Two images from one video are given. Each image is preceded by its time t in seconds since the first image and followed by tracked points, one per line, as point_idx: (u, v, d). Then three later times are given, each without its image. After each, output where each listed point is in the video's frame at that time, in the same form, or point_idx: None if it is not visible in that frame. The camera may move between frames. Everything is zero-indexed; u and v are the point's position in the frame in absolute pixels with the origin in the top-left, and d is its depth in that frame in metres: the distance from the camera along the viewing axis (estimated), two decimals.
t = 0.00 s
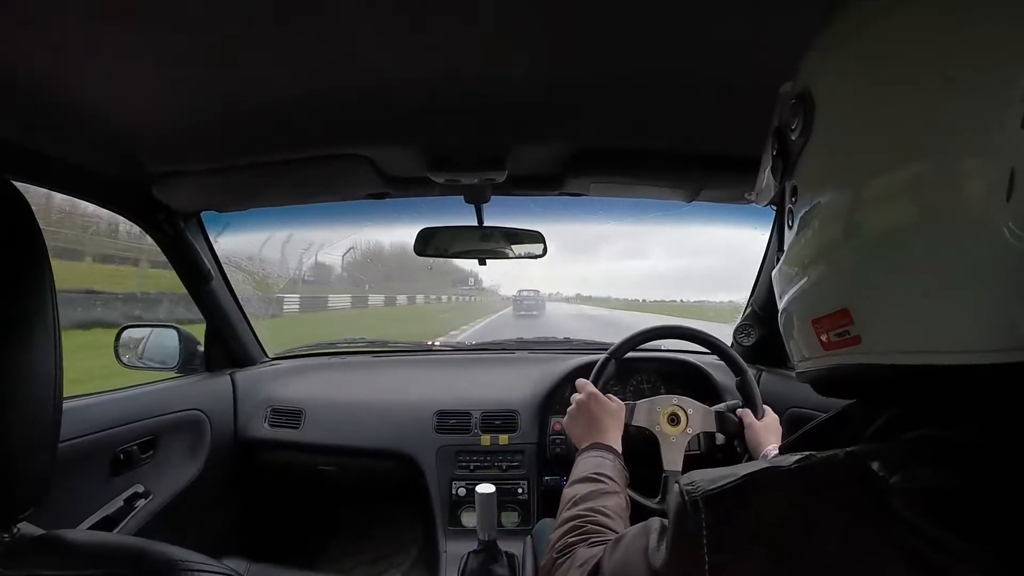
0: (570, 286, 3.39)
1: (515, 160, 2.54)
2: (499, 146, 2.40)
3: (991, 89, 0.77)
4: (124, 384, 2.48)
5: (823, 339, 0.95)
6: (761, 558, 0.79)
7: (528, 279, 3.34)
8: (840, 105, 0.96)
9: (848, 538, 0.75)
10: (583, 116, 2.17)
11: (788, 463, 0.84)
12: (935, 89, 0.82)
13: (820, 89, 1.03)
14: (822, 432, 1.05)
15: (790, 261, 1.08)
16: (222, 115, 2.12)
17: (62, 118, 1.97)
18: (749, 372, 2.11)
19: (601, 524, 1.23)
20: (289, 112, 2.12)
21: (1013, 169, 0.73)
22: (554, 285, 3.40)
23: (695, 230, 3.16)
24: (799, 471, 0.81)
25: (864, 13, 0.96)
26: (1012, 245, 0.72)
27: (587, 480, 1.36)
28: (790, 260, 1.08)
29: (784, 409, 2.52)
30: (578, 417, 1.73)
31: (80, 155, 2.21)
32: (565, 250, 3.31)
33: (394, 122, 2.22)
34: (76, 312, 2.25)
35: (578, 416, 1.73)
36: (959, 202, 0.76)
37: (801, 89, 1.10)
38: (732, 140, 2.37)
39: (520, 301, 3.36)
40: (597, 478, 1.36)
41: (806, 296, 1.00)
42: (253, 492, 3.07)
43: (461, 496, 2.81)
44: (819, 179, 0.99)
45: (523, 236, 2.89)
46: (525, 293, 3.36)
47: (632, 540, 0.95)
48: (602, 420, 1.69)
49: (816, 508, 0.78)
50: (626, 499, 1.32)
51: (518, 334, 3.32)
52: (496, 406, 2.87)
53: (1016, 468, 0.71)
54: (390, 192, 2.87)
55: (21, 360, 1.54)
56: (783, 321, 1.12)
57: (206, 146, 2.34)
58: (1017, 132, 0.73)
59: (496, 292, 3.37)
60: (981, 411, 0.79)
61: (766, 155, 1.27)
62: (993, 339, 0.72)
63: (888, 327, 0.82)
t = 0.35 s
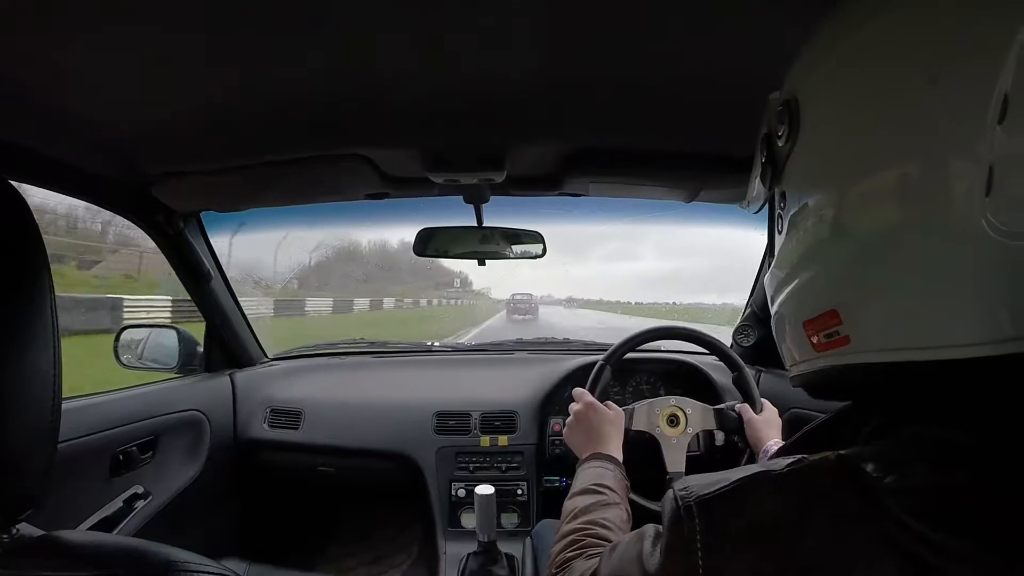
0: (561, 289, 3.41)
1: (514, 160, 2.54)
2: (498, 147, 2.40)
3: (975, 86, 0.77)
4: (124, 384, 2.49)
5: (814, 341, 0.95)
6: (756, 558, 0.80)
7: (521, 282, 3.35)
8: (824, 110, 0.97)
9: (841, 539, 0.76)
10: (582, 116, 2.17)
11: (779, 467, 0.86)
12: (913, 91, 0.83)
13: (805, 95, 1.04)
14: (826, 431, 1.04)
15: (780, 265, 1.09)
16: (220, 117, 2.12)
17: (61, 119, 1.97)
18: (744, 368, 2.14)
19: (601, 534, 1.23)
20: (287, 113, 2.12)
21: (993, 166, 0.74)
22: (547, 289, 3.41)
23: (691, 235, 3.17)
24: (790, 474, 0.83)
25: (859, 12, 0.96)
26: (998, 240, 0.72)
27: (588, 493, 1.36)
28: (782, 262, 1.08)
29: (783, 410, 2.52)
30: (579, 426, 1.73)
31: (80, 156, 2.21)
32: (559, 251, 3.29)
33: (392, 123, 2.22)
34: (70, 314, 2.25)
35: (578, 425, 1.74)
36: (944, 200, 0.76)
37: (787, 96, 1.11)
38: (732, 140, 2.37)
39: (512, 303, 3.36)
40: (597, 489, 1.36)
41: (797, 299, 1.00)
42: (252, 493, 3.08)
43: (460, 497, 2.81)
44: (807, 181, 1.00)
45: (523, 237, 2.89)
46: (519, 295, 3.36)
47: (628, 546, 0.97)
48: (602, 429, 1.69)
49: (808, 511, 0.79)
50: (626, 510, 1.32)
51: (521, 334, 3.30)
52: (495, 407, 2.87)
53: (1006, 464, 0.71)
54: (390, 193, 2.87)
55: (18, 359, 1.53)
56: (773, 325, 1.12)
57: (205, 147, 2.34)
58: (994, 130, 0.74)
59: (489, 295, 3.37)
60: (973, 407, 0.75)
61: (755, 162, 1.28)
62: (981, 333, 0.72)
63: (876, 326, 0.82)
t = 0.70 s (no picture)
0: (558, 291, 3.33)
1: (513, 161, 2.54)
2: (496, 148, 2.40)
3: (972, 106, 0.77)
4: (125, 387, 2.49)
5: (810, 351, 0.97)
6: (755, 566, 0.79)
7: (516, 283, 3.26)
8: (821, 118, 0.97)
9: (842, 548, 0.77)
10: (580, 117, 2.18)
11: (776, 475, 0.86)
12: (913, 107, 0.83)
13: (804, 99, 1.03)
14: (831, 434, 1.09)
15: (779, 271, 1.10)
16: (220, 119, 2.12)
17: (61, 122, 1.98)
18: (739, 361, 2.18)
19: (600, 548, 1.22)
20: (287, 115, 2.13)
21: (992, 192, 0.75)
22: (543, 290, 3.32)
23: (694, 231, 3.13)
24: (787, 482, 0.84)
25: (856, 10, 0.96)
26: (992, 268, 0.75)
27: (589, 504, 1.36)
28: (780, 269, 1.09)
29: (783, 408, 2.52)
30: (581, 436, 1.74)
31: (79, 158, 2.21)
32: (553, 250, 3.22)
33: (391, 125, 2.23)
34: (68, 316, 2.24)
35: (579, 435, 1.75)
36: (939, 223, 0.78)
37: (785, 100, 1.10)
38: (730, 140, 2.37)
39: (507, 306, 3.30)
40: (597, 501, 1.36)
41: (795, 307, 1.01)
42: (253, 494, 3.08)
43: (461, 498, 2.81)
44: (806, 189, 1.00)
45: (522, 237, 2.89)
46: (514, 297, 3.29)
47: (625, 555, 0.97)
48: (603, 436, 1.69)
49: (805, 519, 0.80)
50: (626, 522, 1.31)
51: (518, 335, 3.30)
52: (496, 408, 2.87)
53: (1000, 469, 0.74)
54: (389, 194, 2.88)
55: (19, 361, 1.53)
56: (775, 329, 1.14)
57: (205, 149, 2.35)
58: (994, 153, 0.75)
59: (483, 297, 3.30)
60: (972, 421, 0.78)
61: (754, 163, 1.28)
62: (978, 361, 0.75)
63: (873, 342, 0.84)
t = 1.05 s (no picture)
0: (558, 287, 3.37)
1: (512, 160, 2.54)
2: (496, 147, 2.40)
3: (982, 113, 0.77)
4: (124, 386, 2.49)
5: (809, 353, 0.98)
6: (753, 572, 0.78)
7: (516, 281, 3.30)
8: (824, 114, 0.96)
9: (836, 549, 0.76)
10: (579, 116, 2.18)
11: (773, 479, 0.84)
12: (927, 104, 0.81)
13: (807, 92, 1.01)
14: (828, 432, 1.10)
15: (775, 268, 1.10)
16: (218, 118, 2.12)
17: (59, 121, 1.97)
18: (736, 359, 2.18)
19: (597, 554, 1.22)
20: (286, 114, 2.12)
21: (1009, 197, 0.75)
22: (543, 287, 3.36)
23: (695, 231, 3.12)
24: (784, 486, 0.82)
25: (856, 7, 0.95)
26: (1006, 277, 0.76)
27: (586, 511, 1.36)
28: (777, 268, 1.09)
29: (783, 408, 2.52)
30: (577, 440, 1.73)
31: (78, 157, 2.21)
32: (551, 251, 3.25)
33: (391, 124, 2.22)
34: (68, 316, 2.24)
35: (576, 439, 1.74)
36: (943, 232, 0.78)
37: (785, 92, 1.09)
38: (730, 140, 2.37)
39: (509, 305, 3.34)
40: (594, 507, 1.36)
41: (794, 306, 1.01)
42: (252, 493, 3.08)
43: (460, 497, 2.81)
44: (806, 185, 0.99)
45: (522, 237, 2.88)
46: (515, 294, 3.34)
47: (622, 560, 0.96)
48: (600, 442, 1.69)
49: (802, 524, 0.79)
50: (623, 527, 1.32)
51: (519, 335, 3.30)
52: (495, 407, 2.87)
53: (1000, 476, 0.74)
54: (388, 194, 2.87)
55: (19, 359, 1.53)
56: (768, 326, 1.15)
57: (204, 148, 2.34)
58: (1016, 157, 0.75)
59: (482, 293, 3.34)
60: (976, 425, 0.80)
61: (749, 155, 1.27)
62: (984, 368, 0.77)
63: (878, 345, 0.84)
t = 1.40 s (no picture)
0: (557, 286, 3.37)
1: (512, 160, 2.54)
2: (496, 147, 2.40)
3: (965, 113, 0.77)
4: (123, 385, 2.50)
5: (804, 346, 1.00)
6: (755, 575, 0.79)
7: (515, 280, 3.31)
8: (818, 117, 0.98)
9: (838, 553, 0.77)
10: (579, 117, 2.18)
11: (776, 483, 0.85)
12: (908, 109, 0.83)
13: (802, 94, 1.04)
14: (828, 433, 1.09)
15: (776, 266, 1.12)
16: (218, 118, 2.12)
17: (60, 121, 1.97)
18: (736, 360, 2.18)
19: (596, 551, 1.22)
20: (285, 114, 2.12)
21: (984, 198, 0.76)
22: (542, 287, 3.36)
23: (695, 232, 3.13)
24: (787, 490, 0.83)
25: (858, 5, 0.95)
26: (984, 273, 0.76)
27: (584, 508, 1.36)
28: (778, 265, 1.10)
29: (783, 409, 2.52)
30: (576, 440, 1.73)
31: (79, 157, 2.21)
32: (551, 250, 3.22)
33: (390, 124, 2.23)
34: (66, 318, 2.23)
35: (575, 438, 1.74)
36: (923, 233, 0.80)
37: (784, 93, 1.12)
38: (729, 141, 2.37)
39: (507, 305, 3.33)
40: (592, 504, 1.37)
41: (792, 302, 1.03)
42: (252, 492, 3.08)
43: (459, 497, 2.81)
44: (803, 186, 1.01)
45: (522, 237, 2.89)
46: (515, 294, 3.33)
47: (623, 563, 0.97)
48: (599, 441, 1.69)
49: (803, 527, 0.80)
50: (622, 524, 1.32)
51: (518, 335, 3.30)
52: (494, 407, 2.87)
53: (997, 476, 0.74)
54: (388, 194, 2.87)
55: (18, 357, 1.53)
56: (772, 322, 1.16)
57: (204, 148, 2.34)
58: (990, 157, 0.75)
59: (480, 293, 3.36)
60: (980, 422, 0.79)
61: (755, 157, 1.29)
62: (967, 367, 0.77)
63: (865, 341, 0.86)
